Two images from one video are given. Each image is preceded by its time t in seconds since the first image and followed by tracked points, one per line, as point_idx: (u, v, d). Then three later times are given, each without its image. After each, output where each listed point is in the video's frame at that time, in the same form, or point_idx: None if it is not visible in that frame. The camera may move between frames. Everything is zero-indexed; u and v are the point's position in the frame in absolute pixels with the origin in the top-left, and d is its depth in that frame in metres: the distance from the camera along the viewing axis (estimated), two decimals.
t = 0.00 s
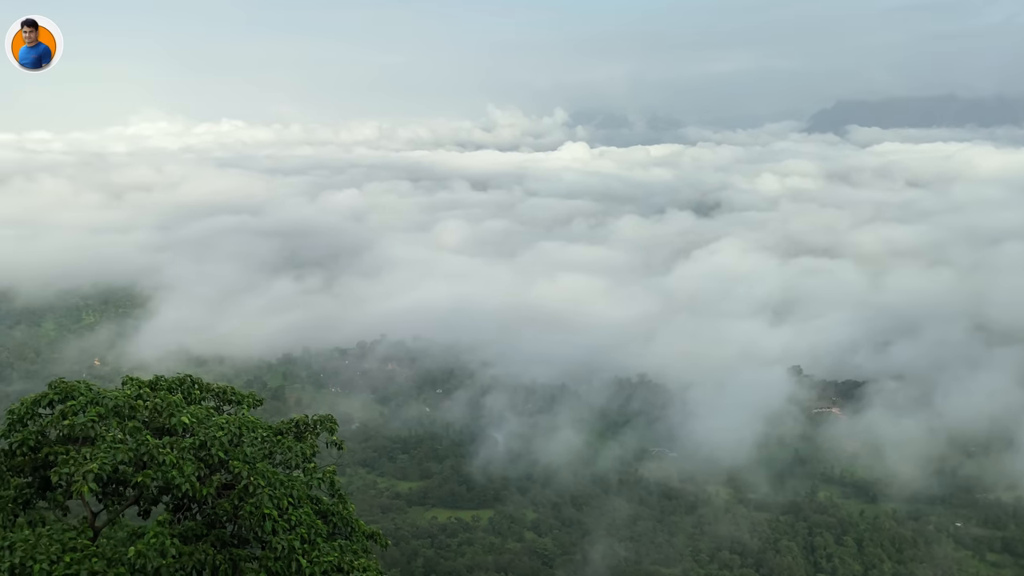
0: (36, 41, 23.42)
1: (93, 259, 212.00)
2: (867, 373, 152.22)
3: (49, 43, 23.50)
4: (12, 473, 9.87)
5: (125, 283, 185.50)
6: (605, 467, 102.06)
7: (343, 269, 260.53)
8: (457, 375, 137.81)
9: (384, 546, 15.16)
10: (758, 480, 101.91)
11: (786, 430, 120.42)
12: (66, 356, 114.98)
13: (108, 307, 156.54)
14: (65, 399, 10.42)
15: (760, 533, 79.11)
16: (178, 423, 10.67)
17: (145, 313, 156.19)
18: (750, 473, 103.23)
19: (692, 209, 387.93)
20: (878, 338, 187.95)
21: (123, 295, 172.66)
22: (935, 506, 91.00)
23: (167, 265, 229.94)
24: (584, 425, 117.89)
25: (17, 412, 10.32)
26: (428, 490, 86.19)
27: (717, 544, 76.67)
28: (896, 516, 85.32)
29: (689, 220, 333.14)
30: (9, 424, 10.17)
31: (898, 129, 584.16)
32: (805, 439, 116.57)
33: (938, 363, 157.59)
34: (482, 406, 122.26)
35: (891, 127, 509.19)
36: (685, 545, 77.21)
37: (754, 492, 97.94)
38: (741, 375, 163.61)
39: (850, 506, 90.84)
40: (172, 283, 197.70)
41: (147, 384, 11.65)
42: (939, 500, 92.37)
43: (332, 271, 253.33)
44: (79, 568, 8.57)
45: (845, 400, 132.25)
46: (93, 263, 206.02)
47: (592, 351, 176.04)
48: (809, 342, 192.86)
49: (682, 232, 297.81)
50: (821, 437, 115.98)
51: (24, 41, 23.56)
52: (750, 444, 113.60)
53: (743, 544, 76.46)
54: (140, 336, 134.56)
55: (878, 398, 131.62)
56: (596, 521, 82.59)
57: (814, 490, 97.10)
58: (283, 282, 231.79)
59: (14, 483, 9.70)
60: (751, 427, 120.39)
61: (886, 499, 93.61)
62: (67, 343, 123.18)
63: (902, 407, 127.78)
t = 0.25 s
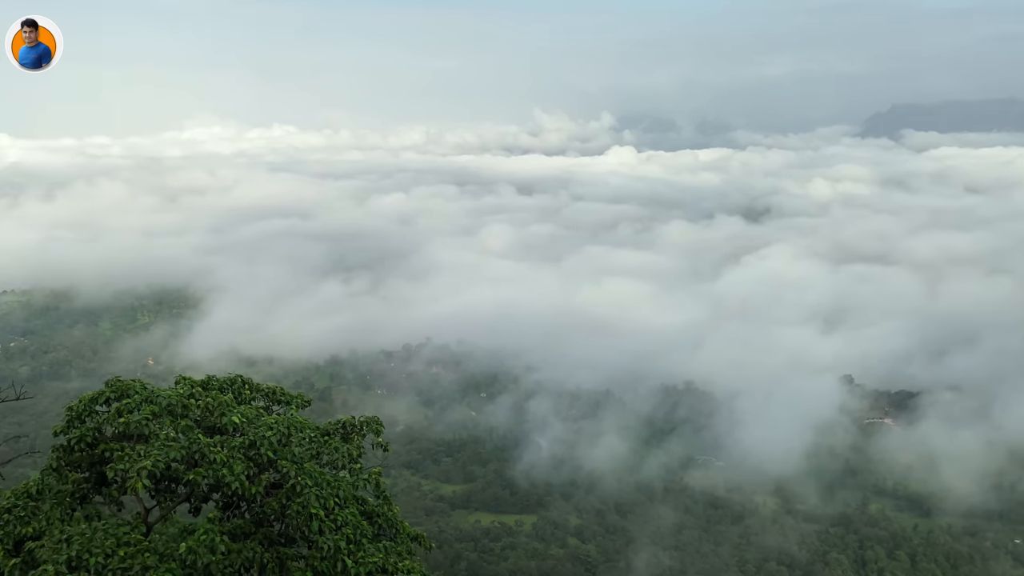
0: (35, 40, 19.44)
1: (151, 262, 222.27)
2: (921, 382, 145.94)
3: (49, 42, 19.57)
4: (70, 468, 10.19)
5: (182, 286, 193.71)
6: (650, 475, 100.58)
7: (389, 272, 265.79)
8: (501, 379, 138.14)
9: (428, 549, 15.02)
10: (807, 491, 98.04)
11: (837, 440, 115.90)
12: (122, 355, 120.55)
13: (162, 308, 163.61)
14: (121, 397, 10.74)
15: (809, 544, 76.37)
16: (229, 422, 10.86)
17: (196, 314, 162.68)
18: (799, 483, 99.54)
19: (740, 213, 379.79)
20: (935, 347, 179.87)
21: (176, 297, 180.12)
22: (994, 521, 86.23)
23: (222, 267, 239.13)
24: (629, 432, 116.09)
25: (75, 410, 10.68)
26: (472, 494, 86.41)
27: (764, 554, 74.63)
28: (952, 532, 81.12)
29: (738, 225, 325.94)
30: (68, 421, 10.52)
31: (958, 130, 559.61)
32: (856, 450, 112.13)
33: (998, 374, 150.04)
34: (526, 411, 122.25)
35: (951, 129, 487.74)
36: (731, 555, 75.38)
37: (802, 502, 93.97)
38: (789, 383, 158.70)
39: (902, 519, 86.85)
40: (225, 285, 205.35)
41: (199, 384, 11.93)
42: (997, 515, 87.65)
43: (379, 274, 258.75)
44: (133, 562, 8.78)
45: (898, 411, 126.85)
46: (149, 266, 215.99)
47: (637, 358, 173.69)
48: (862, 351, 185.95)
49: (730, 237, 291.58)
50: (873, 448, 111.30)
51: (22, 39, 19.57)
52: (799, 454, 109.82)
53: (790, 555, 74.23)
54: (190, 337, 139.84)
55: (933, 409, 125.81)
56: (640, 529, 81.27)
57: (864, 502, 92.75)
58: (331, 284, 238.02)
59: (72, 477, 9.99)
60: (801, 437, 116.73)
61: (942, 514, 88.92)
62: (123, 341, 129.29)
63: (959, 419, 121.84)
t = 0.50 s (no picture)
0: (36, 40, 19.17)
1: (208, 265, 232.12)
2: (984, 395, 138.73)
3: (50, 42, 19.39)
4: (127, 464, 10.52)
5: (236, 288, 201.31)
6: (698, 484, 98.46)
7: (437, 276, 269.45)
8: (547, 384, 137.31)
9: (475, 552, 14.83)
10: (860, 502, 93.94)
11: (892, 451, 111.35)
12: (177, 354, 125.92)
13: (215, 309, 170.49)
14: (177, 396, 11.07)
15: (862, 558, 73.32)
16: (280, 422, 11.06)
17: (248, 315, 168.71)
18: (852, 494, 95.80)
19: (791, 217, 369.62)
20: (999, 359, 171.02)
21: (229, 298, 187.24)
22: None
23: (275, 269, 247.20)
24: (676, 439, 113.53)
25: (133, 408, 11.06)
26: (518, 498, 86.01)
27: (814, 567, 72.49)
28: (1014, 549, 76.63)
29: (789, 230, 317.02)
30: (126, 418, 10.88)
31: None
32: (912, 462, 107.39)
33: None
34: (572, 416, 121.37)
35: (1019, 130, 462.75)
36: (780, 566, 73.20)
37: (855, 514, 90.08)
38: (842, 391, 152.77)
39: (961, 534, 82.49)
40: (277, 287, 212.26)
41: (251, 384, 12.20)
42: None
43: (427, 278, 262.75)
44: (186, 557, 9.00)
45: (956, 424, 121.10)
46: (205, 268, 225.55)
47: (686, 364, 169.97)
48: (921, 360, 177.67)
49: (781, 243, 283.76)
50: (930, 460, 106.57)
51: (23, 40, 19.32)
52: (852, 465, 105.81)
53: (841, 568, 71.69)
54: (241, 339, 144.89)
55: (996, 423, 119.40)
56: (687, 537, 79.62)
57: (920, 515, 88.34)
58: (380, 287, 243.03)
59: (129, 474, 10.30)
60: (854, 447, 112.59)
61: (1003, 530, 84.08)
62: (178, 341, 135.29)
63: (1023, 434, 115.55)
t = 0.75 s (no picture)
0: (36, 40, 17.27)
1: (262, 269, 240.78)
2: None
3: (51, 43, 17.43)
4: (182, 462, 10.82)
5: (289, 291, 208.27)
6: (747, 493, 95.79)
7: (482, 280, 271.62)
8: (594, 390, 135.92)
9: (521, 557, 14.59)
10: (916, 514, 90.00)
11: (951, 463, 106.35)
12: (230, 355, 130.85)
13: (267, 311, 176.60)
14: (230, 396, 11.33)
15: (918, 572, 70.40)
16: (329, 423, 11.17)
17: (297, 317, 173.95)
18: (908, 507, 91.88)
19: (845, 221, 356.23)
20: None
21: (280, 301, 193.54)
22: None
23: (324, 271, 254.15)
24: (725, 447, 110.35)
25: (188, 407, 11.37)
26: (563, 503, 85.32)
27: None
28: None
29: (844, 234, 305.47)
30: (182, 418, 11.21)
31: None
32: (973, 475, 102.38)
33: None
34: (619, 422, 119.82)
35: None
36: None
37: (911, 527, 86.20)
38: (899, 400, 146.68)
39: None
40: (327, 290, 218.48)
41: (302, 385, 12.42)
42: None
43: (473, 282, 265.26)
44: (239, 554, 9.17)
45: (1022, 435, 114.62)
46: (259, 272, 233.96)
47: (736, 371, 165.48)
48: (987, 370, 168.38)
49: (837, 247, 273.55)
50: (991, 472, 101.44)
51: (22, 40, 17.41)
52: (907, 477, 101.76)
53: None
54: (291, 341, 149.38)
55: None
56: (736, 547, 77.64)
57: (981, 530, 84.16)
58: (427, 291, 246.80)
59: (184, 471, 10.61)
60: (911, 459, 108.09)
61: None
62: (231, 342, 140.80)
63: None
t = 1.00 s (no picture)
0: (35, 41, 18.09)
1: (312, 273, 248.05)
2: None
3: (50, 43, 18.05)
4: (233, 461, 11.09)
5: (337, 294, 213.72)
6: (796, 502, 92.64)
7: (527, 284, 271.89)
8: (639, 396, 133.73)
9: (564, 562, 14.31)
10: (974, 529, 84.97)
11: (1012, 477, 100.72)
12: (280, 357, 135.14)
13: (315, 313, 181.51)
14: (281, 398, 11.58)
15: None
16: (376, 424, 11.22)
17: (344, 320, 178.11)
18: (965, 520, 87.34)
19: (904, 226, 341.32)
20: None
21: (329, 304, 198.69)
22: None
23: (371, 275, 259.59)
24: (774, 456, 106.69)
25: (239, 408, 11.67)
26: (608, 510, 83.96)
27: None
28: None
29: (903, 239, 292.50)
30: (233, 418, 11.53)
31: None
32: None
33: None
34: (665, 429, 117.56)
35: None
36: None
37: (968, 542, 81.35)
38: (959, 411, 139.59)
39: None
40: (373, 293, 223.11)
41: (350, 387, 12.58)
42: None
43: (519, 287, 265.90)
44: (286, 553, 9.33)
45: None
46: (309, 275, 240.89)
47: (787, 377, 160.18)
48: None
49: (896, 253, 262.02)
50: None
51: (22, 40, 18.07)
52: (964, 490, 97.41)
53: None
54: (338, 343, 152.98)
55: None
56: (784, 558, 75.22)
57: None
58: (472, 295, 248.92)
59: (234, 470, 10.90)
60: (970, 471, 103.31)
61: None
62: (280, 343, 145.29)
63: None
